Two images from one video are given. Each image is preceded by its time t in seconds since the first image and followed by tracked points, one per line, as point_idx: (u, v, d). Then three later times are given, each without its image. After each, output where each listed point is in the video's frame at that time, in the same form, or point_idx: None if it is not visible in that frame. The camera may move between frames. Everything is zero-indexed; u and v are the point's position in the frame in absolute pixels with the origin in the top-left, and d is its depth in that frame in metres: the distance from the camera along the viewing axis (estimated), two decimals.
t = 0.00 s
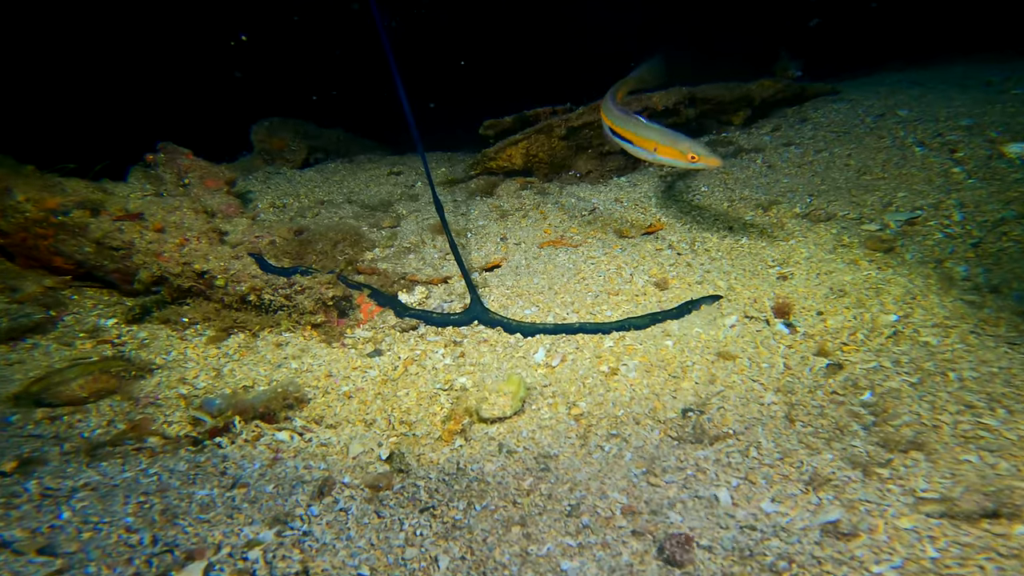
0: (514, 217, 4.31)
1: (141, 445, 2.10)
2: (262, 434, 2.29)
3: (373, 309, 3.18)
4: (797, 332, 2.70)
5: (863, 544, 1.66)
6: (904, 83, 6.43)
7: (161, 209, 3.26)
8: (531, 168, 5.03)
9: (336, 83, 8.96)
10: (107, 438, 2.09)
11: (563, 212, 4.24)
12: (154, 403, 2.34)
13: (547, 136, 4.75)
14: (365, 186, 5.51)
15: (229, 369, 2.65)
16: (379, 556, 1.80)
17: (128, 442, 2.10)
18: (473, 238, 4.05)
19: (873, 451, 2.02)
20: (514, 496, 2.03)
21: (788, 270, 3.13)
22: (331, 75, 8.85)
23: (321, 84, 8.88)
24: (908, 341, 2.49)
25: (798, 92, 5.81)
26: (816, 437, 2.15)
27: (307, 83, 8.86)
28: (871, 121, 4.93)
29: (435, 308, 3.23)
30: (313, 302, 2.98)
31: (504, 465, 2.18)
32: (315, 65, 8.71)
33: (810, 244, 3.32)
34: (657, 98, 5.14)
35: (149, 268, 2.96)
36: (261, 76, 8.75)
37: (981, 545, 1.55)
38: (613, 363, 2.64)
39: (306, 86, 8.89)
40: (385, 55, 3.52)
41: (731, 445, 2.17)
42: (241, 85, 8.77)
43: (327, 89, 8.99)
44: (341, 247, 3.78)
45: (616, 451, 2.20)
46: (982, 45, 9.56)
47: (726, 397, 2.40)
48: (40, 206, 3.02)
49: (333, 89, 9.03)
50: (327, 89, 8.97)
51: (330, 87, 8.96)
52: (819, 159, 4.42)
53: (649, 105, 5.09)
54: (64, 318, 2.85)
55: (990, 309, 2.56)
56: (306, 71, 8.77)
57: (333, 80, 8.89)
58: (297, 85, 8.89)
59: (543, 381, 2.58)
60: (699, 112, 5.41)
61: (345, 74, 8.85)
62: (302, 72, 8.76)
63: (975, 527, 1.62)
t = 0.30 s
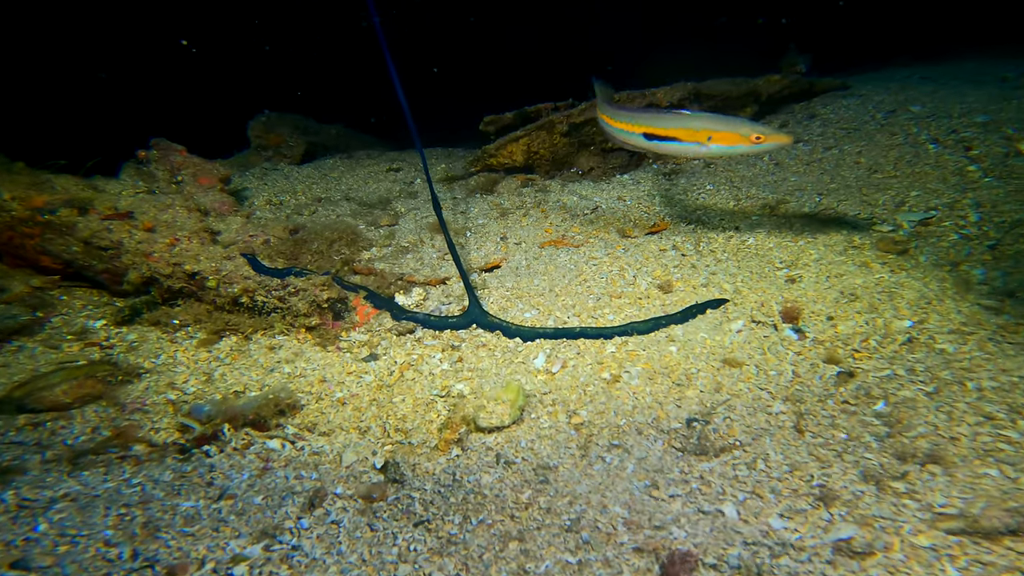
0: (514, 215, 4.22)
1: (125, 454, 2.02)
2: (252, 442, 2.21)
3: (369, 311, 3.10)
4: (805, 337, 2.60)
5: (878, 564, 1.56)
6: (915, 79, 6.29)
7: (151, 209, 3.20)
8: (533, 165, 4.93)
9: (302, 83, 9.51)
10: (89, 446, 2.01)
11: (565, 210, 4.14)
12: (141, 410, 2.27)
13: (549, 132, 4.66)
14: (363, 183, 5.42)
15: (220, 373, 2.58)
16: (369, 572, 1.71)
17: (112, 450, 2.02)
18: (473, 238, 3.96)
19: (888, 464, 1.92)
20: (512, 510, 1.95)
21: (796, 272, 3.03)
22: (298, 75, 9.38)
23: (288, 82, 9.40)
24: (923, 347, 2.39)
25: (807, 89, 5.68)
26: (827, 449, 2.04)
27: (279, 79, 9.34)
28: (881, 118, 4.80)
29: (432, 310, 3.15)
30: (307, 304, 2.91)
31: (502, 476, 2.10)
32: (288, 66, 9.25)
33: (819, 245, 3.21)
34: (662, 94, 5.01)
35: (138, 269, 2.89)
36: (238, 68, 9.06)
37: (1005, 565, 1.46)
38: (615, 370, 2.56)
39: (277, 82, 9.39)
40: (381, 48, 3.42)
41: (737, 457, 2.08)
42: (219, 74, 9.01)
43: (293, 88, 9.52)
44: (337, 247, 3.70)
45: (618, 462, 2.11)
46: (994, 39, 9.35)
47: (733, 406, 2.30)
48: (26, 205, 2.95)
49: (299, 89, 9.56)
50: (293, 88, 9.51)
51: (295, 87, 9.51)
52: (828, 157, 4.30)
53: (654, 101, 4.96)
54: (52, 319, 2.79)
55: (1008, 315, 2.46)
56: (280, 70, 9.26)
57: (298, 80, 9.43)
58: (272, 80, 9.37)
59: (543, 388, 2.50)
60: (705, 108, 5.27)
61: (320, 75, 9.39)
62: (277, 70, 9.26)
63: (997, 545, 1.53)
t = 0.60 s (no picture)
0: (513, 214, 4.13)
1: (105, 462, 1.95)
2: (238, 450, 2.14)
3: (363, 314, 3.03)
4: (812, 343, 2.51)
5: None
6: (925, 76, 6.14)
7: (140, 210, 3.15)
8: (533, 163, 4.84)
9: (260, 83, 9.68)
10: (68, 453, 1.94)
11: (565, 209, 4.05)
12: (124, 416, 2.20)
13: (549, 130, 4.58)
14: (360, 181, 5.33)
15: (208, 378, 2.50)
16: None
17: (91, 458, 1.95)
18: (470, 238, 3.87)
19: (899, 475, 1.80)
20: (505, 525, 1.86)
21: (802, 275, 2.94)
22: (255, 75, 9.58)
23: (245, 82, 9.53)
24: (936, 355, 2.28)
25: (813, 86, 5.57)
26: (835, 460, 1.92)
27: (236, 79, 9.44)
28: (891, 116, 4.68)
29: (428, 313, 3.07)
30: (299, 306, 2.83)
31: (495, 489, 2.02)
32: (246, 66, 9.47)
33: (826, 247, 3.12)
34: (665, 91, 4.90)
35: (126, 269, 2.83)
36: (195, 71, 9.04)
37: None
38: (614, 377, 2.47)
39: (234, 84, 9.44)
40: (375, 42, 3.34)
41: (740, 469, 1.96)
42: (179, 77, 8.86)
43: (250, 88, 9.62)
44: (332, 247, 3.62)
45: (615, 474, 2.02)
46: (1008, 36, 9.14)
47: (736, 414, 2.21)
48: (9, 203, 2.88)
49: (257, 89, 9.70)
50: (250, 88, 9.62)
51: (252, 87, 9.62)
52: (835, 156, 4.19)
53: (657, 97, 4.86)
54: (35, 320, 2.72)
55: None
56: (239, 70, 9.43)
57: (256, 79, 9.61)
58: (228, 81, 9.39)
59: (539, 395, 2.43)
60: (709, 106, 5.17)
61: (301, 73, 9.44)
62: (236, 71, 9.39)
63: (1017, 565, 1.39)
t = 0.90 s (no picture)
0: (517, 206, 4.08)
1: (101, 453, 1.93)
2: (237, 443, 2.11)
3: (364, 305, 2.99)
4: (822, 337, 2.45)
5: None
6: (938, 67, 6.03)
7: (140, 201, 3.12)
8: (537, 155, 4.78)
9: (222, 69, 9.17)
10: (65, 444, 1.92)
11: (569, 201, 3.99)
12: (122, 407, 2.18)
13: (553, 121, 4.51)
14: (363, 173, 5.29)
15: (208, 369, 2.48)
16: None
17: (88, 449, 1.93)
18: (473, 230, 3.82)
19: (913, 471, 1.74)
20: (507, 518, 1.82)
21: (813, 268, 2.87)
22: (218, 62, 9.03)
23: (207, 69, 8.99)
24: (951, 349, 2.22)
25: (823, 77, 5.46)
26: (846, 456, 1.86)
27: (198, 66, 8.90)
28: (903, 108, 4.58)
29: (430, 305, 3.04)
30: (300, 297, 2.80)
31: (498, 482, 1.98)
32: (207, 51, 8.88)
33: (837, 239, 3.05)
34: (672, 82, 4.82)
35: (125, 259, 2.81)
36: (161, 65, 8.53)
37: None
38: (619, 370, 2.43)
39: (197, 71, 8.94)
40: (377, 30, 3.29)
41: (749, 464, 1.91)
42: (142, 74, 8.44)
43: (214, 76, 9.11)
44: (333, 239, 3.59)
45: (620, 468, 1.98)
46: None
47: (744, 407, 2.16)
48: (8, 193, 2.86)
49: (219, 75, 9.18)
50: (213, 76, 9.10)
51: (216, 74, 9.12)
52: (846, 147, 4.10)
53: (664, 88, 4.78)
54: (35, 310, 2.70)
55: None
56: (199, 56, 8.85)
57: (219, 66, 9.08)
58: (191, 70, 8.89)
59: (543, 388, 2.39)
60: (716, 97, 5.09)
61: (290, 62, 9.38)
62: (195, 56, 8.79)
63: None
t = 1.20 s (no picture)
0: (524, 205, 4.06)
1: (117, 453, 1.95)
2: (249, 442, 2.13)
3: (373, 304, 3.01)
4: (835, 336, 2.43)
5: None
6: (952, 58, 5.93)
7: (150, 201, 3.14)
8: (544, 153, 4.76)
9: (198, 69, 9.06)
10: (82, 445, 1.95)
11: (577, 200, 3.97)
12: (136, 407, 2.20)
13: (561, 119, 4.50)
14: (369, 171, 5.31)
15: (219, 369, 2.50)
16: None
17: (103, 449, 1.95)
18: (480, 228, 3.82)
19: (931, 472, 1.71)
20: (518, 519, 1.82)
21: (824, 266, 2.84)
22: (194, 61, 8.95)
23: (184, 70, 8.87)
24: (967, 349, 2.19)
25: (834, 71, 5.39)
26: (861, 457, 1.84)
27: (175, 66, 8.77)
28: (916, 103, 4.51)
29: (438, 304, 3.04)
30: (309, 297, 2.82)
31: (508, 483, 1.98)
32: (181, 50, 8.73)
33: (850, 237, 3.01)
34: (680, 78, 4.78)
35: (137, 260, 2.83)
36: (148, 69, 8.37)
37: None
38: (629, 370, 2.42)
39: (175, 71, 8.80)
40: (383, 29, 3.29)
41: (761, 465, 1.89)
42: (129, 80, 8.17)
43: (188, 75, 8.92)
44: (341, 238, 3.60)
45: (631, 469, 1.97)
46: None
47: (756, 408, 2.14)
48: (22, 192, 2.89)
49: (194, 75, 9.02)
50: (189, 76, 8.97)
51: (191, 74, 8.96)
52: (858, 144, 4.05)
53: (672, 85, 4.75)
54: (50, 310, 2.73)
55: None
56: (172, 55, 8.66)
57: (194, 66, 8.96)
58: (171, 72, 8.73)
59: (552, 388, 2.39)
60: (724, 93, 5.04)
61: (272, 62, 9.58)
62: (169, 54, 8.60)
63: None
